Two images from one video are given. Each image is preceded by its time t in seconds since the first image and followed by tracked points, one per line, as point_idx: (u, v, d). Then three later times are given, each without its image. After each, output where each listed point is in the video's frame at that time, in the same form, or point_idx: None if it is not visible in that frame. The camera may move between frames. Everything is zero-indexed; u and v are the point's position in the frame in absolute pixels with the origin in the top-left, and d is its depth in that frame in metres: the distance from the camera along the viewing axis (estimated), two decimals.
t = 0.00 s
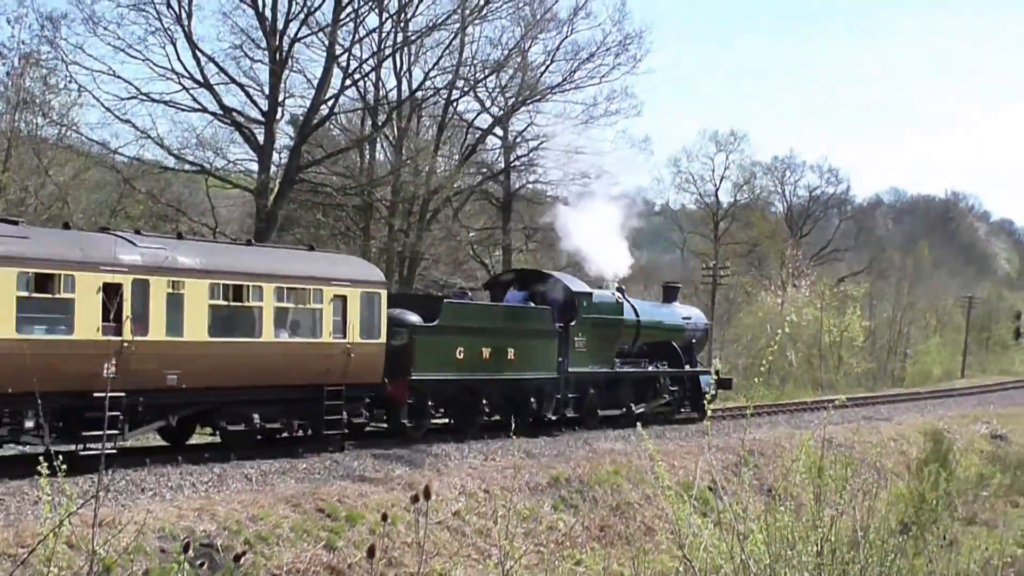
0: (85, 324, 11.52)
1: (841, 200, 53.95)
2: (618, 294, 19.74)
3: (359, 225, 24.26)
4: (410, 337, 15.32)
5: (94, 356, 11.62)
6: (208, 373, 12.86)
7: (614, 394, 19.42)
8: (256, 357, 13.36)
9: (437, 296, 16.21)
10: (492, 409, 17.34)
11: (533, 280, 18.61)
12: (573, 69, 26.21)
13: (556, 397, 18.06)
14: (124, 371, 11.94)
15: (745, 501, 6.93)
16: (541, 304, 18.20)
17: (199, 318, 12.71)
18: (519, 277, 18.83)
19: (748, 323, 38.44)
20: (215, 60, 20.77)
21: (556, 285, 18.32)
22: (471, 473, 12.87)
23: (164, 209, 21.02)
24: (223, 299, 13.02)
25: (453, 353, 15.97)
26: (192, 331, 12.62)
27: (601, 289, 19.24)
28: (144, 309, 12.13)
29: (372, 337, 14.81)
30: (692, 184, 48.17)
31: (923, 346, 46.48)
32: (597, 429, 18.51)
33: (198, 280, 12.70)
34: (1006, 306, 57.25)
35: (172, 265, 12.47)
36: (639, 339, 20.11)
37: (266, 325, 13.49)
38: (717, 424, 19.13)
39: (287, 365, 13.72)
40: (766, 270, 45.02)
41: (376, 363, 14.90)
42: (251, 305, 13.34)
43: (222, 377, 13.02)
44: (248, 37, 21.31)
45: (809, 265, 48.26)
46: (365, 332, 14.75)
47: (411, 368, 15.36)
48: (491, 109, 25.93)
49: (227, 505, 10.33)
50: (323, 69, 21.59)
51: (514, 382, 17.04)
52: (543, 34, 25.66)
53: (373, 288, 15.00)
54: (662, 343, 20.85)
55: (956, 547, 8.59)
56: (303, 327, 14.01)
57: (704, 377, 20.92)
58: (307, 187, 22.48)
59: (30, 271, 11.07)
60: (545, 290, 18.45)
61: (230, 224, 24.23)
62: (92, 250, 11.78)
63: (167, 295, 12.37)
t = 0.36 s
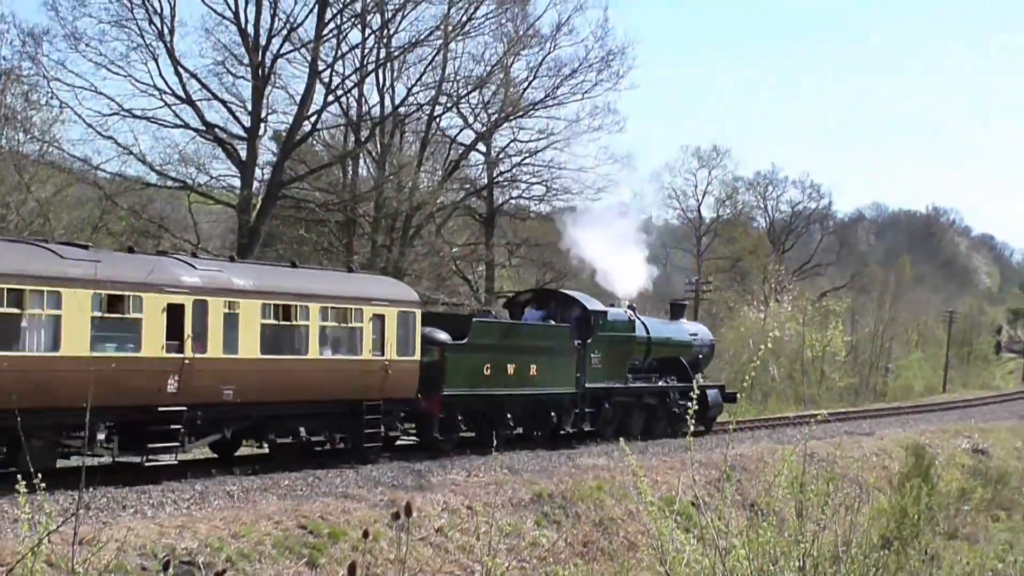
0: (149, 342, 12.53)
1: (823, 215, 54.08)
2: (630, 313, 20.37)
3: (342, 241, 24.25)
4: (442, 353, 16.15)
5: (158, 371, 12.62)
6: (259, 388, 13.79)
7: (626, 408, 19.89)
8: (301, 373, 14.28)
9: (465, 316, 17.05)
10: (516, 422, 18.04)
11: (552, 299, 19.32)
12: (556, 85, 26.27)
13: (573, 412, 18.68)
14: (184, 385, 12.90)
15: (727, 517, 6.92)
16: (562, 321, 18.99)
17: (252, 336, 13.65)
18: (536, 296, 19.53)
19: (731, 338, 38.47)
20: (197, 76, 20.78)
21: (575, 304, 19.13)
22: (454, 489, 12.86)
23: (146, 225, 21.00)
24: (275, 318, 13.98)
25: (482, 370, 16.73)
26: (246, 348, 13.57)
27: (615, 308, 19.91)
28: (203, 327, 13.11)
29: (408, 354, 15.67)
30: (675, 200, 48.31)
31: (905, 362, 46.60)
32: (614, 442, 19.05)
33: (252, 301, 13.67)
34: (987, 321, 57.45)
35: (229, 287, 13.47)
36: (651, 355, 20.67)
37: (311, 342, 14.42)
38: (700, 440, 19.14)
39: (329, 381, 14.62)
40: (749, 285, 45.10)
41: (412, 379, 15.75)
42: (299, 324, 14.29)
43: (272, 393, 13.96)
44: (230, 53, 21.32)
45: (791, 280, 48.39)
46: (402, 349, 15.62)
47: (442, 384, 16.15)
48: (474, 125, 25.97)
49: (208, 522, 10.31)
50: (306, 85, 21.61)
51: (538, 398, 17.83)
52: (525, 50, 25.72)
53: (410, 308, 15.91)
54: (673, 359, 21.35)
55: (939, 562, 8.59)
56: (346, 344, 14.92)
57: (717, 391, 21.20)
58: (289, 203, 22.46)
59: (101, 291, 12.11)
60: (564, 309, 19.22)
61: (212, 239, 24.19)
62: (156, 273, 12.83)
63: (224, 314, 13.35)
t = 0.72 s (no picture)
0: (188, 355, 13.14)
1: (788, 227, 54.35)
2: (622, 326, 20.98)
3: (307, 252, 24.17)
4: (450, 365, 16.76)
5: (195, 383, 13.22)
6: (287, 399, 14.42)
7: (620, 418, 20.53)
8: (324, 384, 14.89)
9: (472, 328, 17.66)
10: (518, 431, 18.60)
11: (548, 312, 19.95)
12: (521, 97, 26.32)
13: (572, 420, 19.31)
14: (220, 396, 13.52)
15: (691, 527, 6.95)
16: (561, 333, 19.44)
17: (281, 348, 14.25)
18: (533, 309, 20.14)
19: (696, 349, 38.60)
20: (161, 87, 20.73)
21: (573, 316, 19.62)
22: (419, 500, 12.84)
23: (109, 237, 20.90)
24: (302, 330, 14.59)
25: (488, 381, 17.35)
26: (276, 361, 14.18)
27: (608, 321, 20.53)
28: (236, 341, 13.68)
29: (421, 365, 16.29)
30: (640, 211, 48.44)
31: (868, 373, 46.86)
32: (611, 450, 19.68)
33: (281, 315, 14.25)
34: (949, 332, 57.84)
35: (260, 302, 14.05)
36: (643, 367, 21.26)
37: (332, 355, 15.01)
38: (666, 451, 19.20)
39: (349, 392, 15.25)
40: (714, 296, 45.25)
41: (425, 389, 16.37)
42: (323, 336, 14.89)
43: (299, 403, 14.59)
44: (194, 64, 21.25)
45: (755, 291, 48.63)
46: (415, 360, 16.24)
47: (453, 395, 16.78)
48: (440, 135, 25.99)
49: (173, 535, 10.25)
50: (270, 95, 21.57)
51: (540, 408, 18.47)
52: (491, 61, 25.75)
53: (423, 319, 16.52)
54: (664, 372, 21.95)
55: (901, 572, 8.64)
56: (365, 355, 15.54)
57: (701, 401, 22.07)
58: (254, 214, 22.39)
59: (146, 307, 12.70)
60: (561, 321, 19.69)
61: (177, 251, 24.10)
62: (194, 291, 13.39)
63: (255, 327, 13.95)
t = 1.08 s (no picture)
0: (226, 362, 13.98)
1: (761, 231, 54.50)
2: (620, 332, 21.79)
3: (280, 257, 24.08)
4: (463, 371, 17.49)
5: (234, 389, 14.08)
6: (313, 403, 15.21)
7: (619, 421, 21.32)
8: (346, 389, 15.67)
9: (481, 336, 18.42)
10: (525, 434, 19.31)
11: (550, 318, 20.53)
12: (494, 102, 26.34)
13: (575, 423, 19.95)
14: (256, 401, 14.38)
15: (664, 531, 6.96)
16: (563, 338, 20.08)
17: (308, 355, 15.09)
18: (536, 317, 20.78)
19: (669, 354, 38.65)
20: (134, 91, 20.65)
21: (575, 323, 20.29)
22: (393, 505, 12.83)
23: (81, 241, 20.77)
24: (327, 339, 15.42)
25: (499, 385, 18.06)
26: (302, 368, 14.98)
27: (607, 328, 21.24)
28: (267, 348, 14.50)
29: (435, 372, 17.06)
30: (614, 216, 48.47)
31: (840, 377, 47.03)
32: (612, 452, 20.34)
33: (309, 325, 15.11)
34: (921, 336, 58.13)
35: (292, 313, 14.91)
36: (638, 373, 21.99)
37: (354, 361, 15.84)
38: (639, 455, 19.27)
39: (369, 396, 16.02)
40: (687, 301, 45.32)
41: (440, 394, 17.17)
42: (346, 344, 15.75)
43: (324, 407, 15.36)
44: (167, 68, 21.19)
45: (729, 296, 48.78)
46: (429, 367, 17.02)
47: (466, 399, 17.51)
48: (414, 141, 26.01)
49: (145, 541, 10.21)
50: (243, 100, 21.53)
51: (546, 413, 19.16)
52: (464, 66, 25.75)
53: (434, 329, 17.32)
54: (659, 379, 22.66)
55: None
56: (384, 362, 16.34)
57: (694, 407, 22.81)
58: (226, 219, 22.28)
59: (190, 317, 13.59)
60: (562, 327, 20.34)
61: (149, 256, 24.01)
62: (231, 301, 14.23)
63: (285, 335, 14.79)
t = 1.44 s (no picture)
0: (267, 370, 14.57)
1: (740, 239, 54.71)
2: (623, 341, 22.10)
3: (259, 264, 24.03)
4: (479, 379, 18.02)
5: (271, 394, 14.64)
6: (345, 409, 15.76)
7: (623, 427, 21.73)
8: (375, 396, 16.20)
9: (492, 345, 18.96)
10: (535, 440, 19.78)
11: (556, 327, 21.05)
12: (474, 109, 26.35)
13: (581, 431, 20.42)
14: (292, 407, 14.92)
15: (642, 537, 6.96)
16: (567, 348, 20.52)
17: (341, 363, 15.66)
18: (542, 326, 21.26)
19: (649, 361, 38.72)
20: (113, 97, 20.60)
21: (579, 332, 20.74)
22: (372, 512, 12.80)
23: (59, 247, 20.70)
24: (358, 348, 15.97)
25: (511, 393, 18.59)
26: (335, 375, 15.53)
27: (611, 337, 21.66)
28: (303, 357, 15.06)
29: (456, 380, 17.58)
30: (594, 224, 48.54)
31: (819, 385, 47.17)
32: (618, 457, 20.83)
33: (341, 334, 15.66)
34: (899, 344, 58.35)
35: (324, 323, 15.44)
36: (642, 380, 22.34)
37: (384, 370, 16.36)
38: (619, 462, 19.29)
39: (397, 403, 16.53)
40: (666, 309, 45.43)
41: (458, 402, 17.65)
42: (377, 353, 16.29)
43: (356, 414, 15.91)
44: (146, 74, 21.15)
45: (708, 303, 48.91)
46: (453, 374, 17.55)
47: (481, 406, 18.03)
48: (394, 147, 25.99)
49: (122, 548, 10.18)
50: (223, 106, 21.47)
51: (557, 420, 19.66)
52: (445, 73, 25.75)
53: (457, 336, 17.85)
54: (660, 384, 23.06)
55: None
56: (412, 370, 16.86)
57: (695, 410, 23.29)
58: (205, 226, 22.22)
59: (233, 328, 14.19)
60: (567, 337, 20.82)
61: (127, 262, 23.95)
62: (270, 312, 14.80)
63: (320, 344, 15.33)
